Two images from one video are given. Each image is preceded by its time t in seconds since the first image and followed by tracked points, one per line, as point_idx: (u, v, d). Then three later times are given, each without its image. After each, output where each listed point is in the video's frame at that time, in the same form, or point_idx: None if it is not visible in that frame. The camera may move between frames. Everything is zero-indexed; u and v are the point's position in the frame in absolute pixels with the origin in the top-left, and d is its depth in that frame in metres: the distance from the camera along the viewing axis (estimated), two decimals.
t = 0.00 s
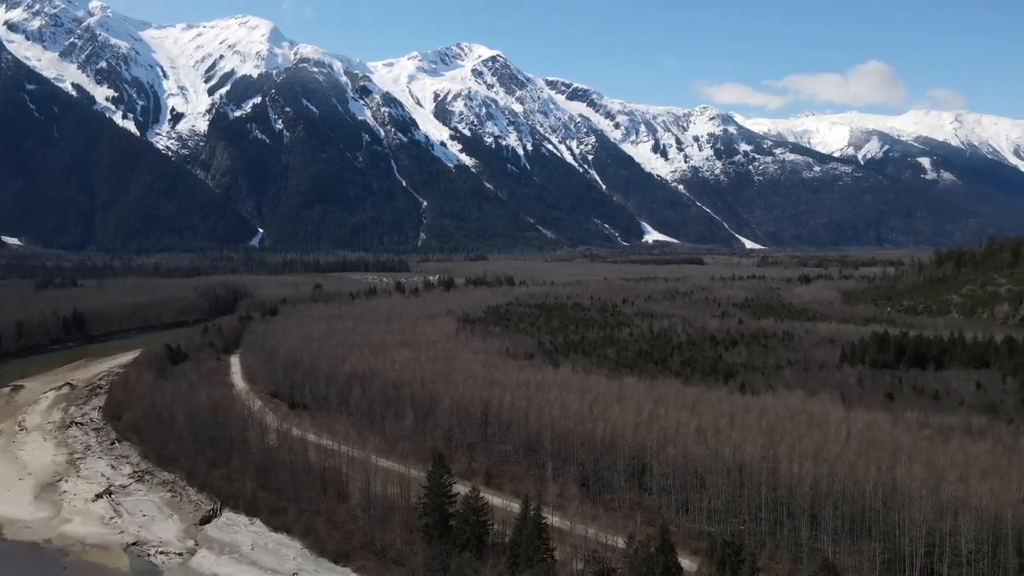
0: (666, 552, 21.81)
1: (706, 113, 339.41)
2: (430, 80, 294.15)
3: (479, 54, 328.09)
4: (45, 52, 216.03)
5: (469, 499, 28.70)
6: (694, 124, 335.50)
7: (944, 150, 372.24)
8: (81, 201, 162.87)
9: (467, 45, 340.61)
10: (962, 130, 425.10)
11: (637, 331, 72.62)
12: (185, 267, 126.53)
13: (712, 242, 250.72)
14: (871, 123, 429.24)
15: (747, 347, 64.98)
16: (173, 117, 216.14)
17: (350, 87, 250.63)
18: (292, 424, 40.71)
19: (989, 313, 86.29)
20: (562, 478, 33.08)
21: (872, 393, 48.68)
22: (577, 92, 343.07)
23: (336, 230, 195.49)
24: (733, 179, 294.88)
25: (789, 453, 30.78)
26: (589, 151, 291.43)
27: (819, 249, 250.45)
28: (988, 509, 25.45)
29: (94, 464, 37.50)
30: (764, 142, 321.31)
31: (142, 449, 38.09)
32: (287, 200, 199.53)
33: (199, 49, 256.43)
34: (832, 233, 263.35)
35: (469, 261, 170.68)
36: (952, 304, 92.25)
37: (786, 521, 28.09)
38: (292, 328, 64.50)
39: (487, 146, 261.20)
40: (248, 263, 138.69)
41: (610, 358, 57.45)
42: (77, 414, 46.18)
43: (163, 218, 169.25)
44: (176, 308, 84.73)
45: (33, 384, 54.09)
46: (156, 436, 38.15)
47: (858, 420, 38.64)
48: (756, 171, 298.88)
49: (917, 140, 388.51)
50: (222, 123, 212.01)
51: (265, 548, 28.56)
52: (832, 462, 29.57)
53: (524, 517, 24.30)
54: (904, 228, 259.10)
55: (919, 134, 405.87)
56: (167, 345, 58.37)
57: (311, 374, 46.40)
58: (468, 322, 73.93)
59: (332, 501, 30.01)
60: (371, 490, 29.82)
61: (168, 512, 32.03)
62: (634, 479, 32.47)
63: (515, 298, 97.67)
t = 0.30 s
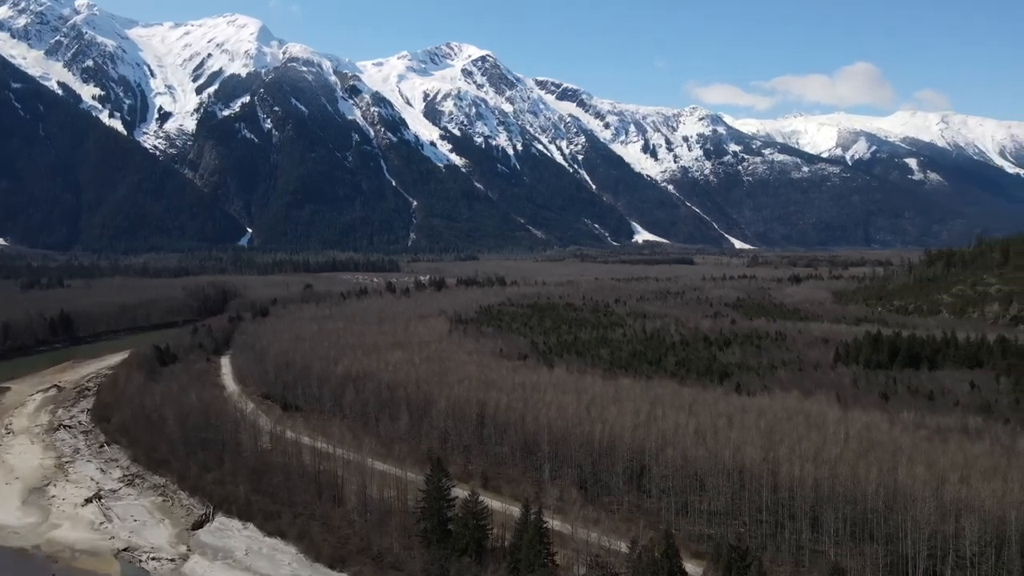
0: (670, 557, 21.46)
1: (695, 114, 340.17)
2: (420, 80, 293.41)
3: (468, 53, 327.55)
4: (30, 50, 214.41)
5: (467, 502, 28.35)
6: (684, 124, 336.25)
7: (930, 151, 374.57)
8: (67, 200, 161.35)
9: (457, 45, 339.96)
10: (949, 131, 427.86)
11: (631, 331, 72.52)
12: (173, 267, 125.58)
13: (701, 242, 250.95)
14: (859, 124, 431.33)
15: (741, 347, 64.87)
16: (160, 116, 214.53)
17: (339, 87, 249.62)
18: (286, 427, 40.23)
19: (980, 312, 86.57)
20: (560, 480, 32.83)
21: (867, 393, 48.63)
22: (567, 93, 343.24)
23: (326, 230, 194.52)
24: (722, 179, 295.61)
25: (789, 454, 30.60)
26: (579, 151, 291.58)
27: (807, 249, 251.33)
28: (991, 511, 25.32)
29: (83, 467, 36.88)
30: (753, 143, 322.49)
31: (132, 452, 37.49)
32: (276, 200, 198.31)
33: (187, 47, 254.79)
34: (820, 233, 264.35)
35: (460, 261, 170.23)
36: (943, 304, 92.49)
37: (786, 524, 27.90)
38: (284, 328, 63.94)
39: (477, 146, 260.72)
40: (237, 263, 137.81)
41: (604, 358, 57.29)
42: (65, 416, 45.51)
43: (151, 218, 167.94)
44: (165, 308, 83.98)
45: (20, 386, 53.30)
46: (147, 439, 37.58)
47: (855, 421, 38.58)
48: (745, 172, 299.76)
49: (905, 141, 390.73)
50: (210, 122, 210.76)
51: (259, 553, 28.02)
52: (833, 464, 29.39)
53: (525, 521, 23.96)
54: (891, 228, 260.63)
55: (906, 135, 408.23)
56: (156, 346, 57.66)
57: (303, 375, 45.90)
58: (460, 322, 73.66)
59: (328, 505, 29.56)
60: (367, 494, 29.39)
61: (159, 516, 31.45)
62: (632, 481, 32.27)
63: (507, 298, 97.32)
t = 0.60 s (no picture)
0: (678, 561, 21.18)
1: (687, 114, 340.77)
2: (412, 79, 292.69)
3: (460, 53, 327.10)
4: (19, 49, 213.08)
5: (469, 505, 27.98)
6: (675, 125, 336.68)
7: (920, 151, 376.20)
8: (57, 200, 160.03)
9: (449, 45, 339.34)
10: (938, 131, 429.99)
11: (626, 331, 72.29)
12: (164, 267, 124.75)
13: (693, 242, 251.07)
14: (849, 125, 432.91)
15: (737, 347, 64.72)
16: (150, 115, 213.15)
17: (330, 86, 248.70)
18: (282, 428, 39.66)
19: (974, 312, 86.75)
20: (562, 481, 32.54)
21: (865, 393, 48.51)
22: (558, 93, 343.15)
23: (317, 230, 193.62)
24: (714, 179, 296.07)
25: (793, 456, 30.38)
26: (571, 151, 291.60)
27: (799, 249, 251.91)
28: (999, 513, 25.15)
29: (75, 471, 36.26)
30: (744, 143, 323.23)
31: (125, 455, 36.92)
32: (267, 200, 197.28)
33: (178, 46, 253.39)
34: (812, 233, 265.05)
35: (452, 261, 169.72)
36: (936, 304, 92.63)
37: (791, 526, 27.64)
38: (278, 329, 63.38)
39: (469, 146, 260.14)
40: (229, 263, 137.01)
41: (600, 359, 57.00)
42: (56, 419, 44.81)
43: (141, 217, 166.72)
44: (156, 309, 83.25)
45: (9, 388, 52.53)
46: (140, 442, 37.01)
47: (856, 422, 38.41)
48: (736, 172, 300.33)
49: (895, 141, 392.43)
50: (201, 121, 209.61)
51: (257, 557, 27.53)
52: (837, 466, 29.18)
53: (529, 525, 23.59)
54: (881, 228, 261.70)
55: (896, 136, 410.16)
56: (148, 348, 57.00)
57: (298, 376, 45.40)
58: (455, 322, 73.29)
59: (326, 509, 29.14)
60: (367, 497, 29.00)
61: (154, 520, 30.91)
62: (634, 483, 31.98)
63: (502, 299, 96.96)
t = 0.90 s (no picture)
0: (688, 564, 20.92)
1: (680, 114, 341.16)
2: (405, 79, 291.93)
3: (453, 53, 326.60)
4: (9, 48, 211.70)
5: (473, 508, 27.65)
6: (668, 125, 337.02)
7: (911, 152, 377.76)
8: (47, 199, 158.93)
9: (442, 45, 338.70)
10: (928, 132, 431.86)
11: (623, 331, 72.03)
12: (156, 267, 123.96)
13: (687, 242, 251.06)
14: (840, 125, 434.35)
15: (735, 347, 64.58)
16: (141, 115, 211.86)
17: (323, 86, 247.85)
18: (280, 430, 39.20)
19: (969, 312, 86.85)
20: (564, 482, 32.24)
21: (865, 393, 48.40)
22: (551, 93, 342.95)
23: (310, 230, 192.70)
24: (706, 179, 296.47)
25: (798, 458, 30.22)
26: (565, 151, 291.54)
27: (791, 249, 252.30)
28: (1009, 515, 25.01)
29: (69, 474, 35.74)
30: (737, 143, 323.83)
31: (120, 458, 36.39)
32: (259, 199, 196.31)
33: (169, 45, 252.02)
34: (804, 233, 265.50)
35: (446, 261, 169.21)
36: (931, 304, 92.70)
37: (798, 528, 27.39)
38: (273, 329, 62.85)
39: (462, 146, 259.52)
40: (222, 263, 136.15)
41: (598, 359, 56.75)
42: (50, 421, 44.24)
43: (133, 217, 165.62)
44: (149, 309, 82.61)
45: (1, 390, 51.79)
46: (135, 445, 36.48)
47: (858, 422, 38.25)
48: (729, 172, 300.75)
49: (886, 142, 394.09)
50: (193, 121, 208.55)
51: (257, 562, 27.07)
52: (844, 468, 29.01)
53: (535, 529, 23.31)
54: (873, 228, 262.62)
55: (887, 136, 411.74)
56: (142, 348, 56.40)
57: (295, 377, 44.98)
58: (451, 322, 72.90)
59: (327, 512, 28.76)
60: (368, 500, 28.67)
61: (152, 524, 30.42)
62: (637, 484, 31.78)
63: (497, 299, 96.61)
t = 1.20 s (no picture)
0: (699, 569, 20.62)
1: (673, 114, 341.33)
2: (398, 79, 291.18)
3: (447, 52, 325.98)
4: None
5: (480, 511, 27.31)
6: (662, 125, 337.14)
7: (903, 152, 379.01)
8: (39, 199, 157.77)
9: (435, 44, 338.18)
10: (920, 132, 433.37)
11: (621, 331, 71.81)
12: (149, 267, 123.18)
13: (681, 242, 251.00)
14: (833, 125, 435.48)
15: (733, 347, 64.36)
16: (134, 114, 210.68)
17: (317, 85, 247.05)
18: (280, 432, 38.77)
19: (965, 312, 86.88)
20: (569, 483, 31.98)
21: (866, 393, 48.30)
22: (545, 93, 342.58)
23: (304, 230, 191.92)
24: (700, 179, 296.62)
25: (803, 460, 30.01)
26: (558, 151, 291.21)
27: (784, 249, 252.63)
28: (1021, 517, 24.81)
29: (65, 476, 35.22)
30: (730, 143, 324.22)
31: (117, 460, 35.88)
32: (253, 199, 195.38)
33: (162, 44, 250.72)
34: (797, 233, 265.89)
35: (440, 261, 168.61)
36: (927, 303, 92.75)
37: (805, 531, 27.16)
38: (269, 330, 62.37)
39: (456, 145, 258.95)
40: (215, 263, 135.30)
41: (597, 359, 56.46)
42: (44, 422, 43.63)
43: (125, 217, 164.55)
44: (143, 309, 81.99)
45: None
46: (132, 447, 36.00)
47: (862, 422, 38.06)
48: (722, 172, 301.03)
49: (878, 142, 395.24)
50: (186, 120, 207.51)
51: (257, 566, 26.64)
52: (851, 470, 28.82)
53: (544, 532, 23.03)
54: (866, 228, 263.27)
55: (880, 137, 412.96)
56: (137, 348, 55.81)
57: (293, 378, 44.49)
58: (448, 323, 72.54)
59: (330, 515, 28.39)
60: (372, 503, 28.31)
61: (150, 527, 29.94)
62: (641, 486, 31.51)
63: (493, 299, 96.18)
